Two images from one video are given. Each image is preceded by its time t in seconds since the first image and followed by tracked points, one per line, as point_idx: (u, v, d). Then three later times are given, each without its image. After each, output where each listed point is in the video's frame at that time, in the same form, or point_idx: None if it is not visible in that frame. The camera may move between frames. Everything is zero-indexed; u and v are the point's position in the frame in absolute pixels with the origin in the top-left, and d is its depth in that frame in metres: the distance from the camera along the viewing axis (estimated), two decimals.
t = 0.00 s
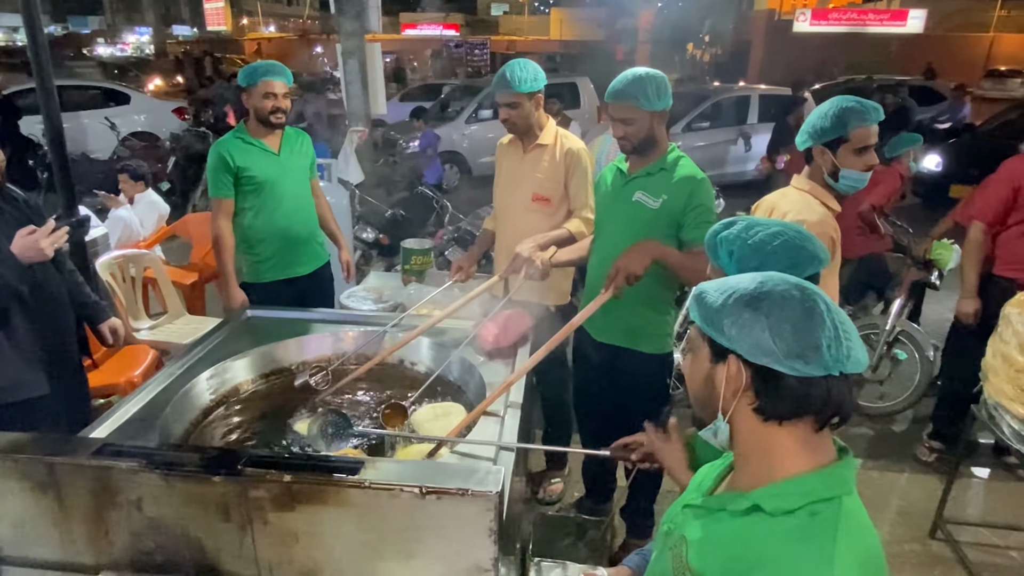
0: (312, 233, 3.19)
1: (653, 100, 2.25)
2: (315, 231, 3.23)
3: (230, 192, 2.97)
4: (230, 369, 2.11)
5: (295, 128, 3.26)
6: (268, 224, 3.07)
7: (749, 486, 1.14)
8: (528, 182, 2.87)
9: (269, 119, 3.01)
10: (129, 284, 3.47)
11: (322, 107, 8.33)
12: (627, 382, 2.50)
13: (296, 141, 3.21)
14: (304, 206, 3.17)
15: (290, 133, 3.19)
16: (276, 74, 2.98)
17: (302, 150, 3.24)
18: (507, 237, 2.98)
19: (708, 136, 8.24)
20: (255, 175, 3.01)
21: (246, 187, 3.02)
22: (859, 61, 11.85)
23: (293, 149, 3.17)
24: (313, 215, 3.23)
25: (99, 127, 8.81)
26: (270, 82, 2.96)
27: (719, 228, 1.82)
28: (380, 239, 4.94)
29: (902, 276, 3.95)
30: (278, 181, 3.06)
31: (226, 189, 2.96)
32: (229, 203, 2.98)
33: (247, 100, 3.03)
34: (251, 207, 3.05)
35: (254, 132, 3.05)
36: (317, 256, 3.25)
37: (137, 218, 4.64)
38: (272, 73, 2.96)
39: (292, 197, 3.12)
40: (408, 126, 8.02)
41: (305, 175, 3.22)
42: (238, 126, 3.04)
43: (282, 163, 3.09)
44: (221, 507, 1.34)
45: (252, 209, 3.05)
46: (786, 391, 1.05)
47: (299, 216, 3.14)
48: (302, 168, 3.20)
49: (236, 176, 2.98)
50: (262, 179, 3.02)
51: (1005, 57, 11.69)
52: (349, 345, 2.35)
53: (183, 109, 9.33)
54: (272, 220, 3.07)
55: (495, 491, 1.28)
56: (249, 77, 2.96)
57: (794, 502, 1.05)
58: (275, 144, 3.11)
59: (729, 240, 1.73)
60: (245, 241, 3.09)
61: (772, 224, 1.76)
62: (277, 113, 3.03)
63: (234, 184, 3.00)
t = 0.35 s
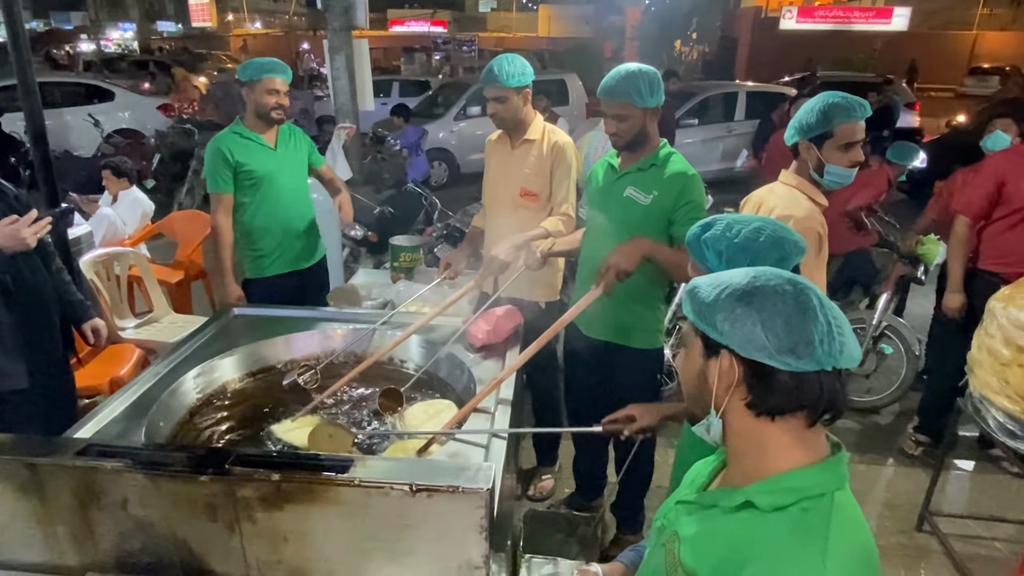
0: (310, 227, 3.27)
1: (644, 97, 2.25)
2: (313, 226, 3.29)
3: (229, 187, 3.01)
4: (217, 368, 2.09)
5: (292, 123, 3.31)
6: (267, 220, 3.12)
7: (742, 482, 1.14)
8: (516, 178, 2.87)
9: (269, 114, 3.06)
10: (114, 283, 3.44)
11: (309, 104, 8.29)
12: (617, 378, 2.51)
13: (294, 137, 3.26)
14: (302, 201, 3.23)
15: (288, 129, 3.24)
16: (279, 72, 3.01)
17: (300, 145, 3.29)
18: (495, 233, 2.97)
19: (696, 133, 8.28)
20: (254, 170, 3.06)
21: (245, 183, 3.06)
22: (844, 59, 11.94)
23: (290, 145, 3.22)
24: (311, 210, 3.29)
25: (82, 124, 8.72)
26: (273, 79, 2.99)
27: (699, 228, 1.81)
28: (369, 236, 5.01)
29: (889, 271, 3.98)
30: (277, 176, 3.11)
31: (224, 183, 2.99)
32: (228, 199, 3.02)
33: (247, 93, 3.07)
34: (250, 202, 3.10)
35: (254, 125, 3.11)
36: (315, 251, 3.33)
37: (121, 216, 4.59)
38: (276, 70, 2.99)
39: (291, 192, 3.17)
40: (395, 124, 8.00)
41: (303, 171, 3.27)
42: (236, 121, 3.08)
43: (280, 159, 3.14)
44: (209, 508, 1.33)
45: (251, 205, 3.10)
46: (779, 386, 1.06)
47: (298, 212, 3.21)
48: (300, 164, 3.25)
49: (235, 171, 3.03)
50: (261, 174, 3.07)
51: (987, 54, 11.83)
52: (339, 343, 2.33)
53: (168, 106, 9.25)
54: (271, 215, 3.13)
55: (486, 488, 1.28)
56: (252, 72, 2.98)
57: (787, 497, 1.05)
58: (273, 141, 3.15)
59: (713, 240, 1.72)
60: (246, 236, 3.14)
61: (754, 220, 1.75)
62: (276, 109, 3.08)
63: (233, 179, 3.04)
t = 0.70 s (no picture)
0: (307, 219, 3.28)
1: (638, 91, 2.25)
2: (305, 220, 3.29)
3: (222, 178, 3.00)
4: (205, 365, 2.06)
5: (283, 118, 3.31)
6: (261, 213, 3.12)
7: (737, 476, 1.14)
8: (507, 172, 2.86)
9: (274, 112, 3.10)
10: (100, 280, 3.40)
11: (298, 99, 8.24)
12: (609, 372, 2.51)
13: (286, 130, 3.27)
14: (295, 195, 3.24)
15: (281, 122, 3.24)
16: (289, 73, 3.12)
17: (291, 139, 3.29)
18: (486, 227, 2.96)
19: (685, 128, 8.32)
20: (248, 162, 3.05)
21: (239, 174, 3.05)
22: (833, 54, 11.99)
23: (282, 139, 3.22)
24: (303, 204, 3.30)
25: (67, 119, 8.62)
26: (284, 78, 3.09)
27: (700, 216, 1.81)
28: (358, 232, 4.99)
29: (878, 265, 4.01)
30: (271, 168, 3.12)
31: (217, 174, 2.99)
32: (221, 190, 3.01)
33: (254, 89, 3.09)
34: (243, 195, 3.09)
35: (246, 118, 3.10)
36: (308, 244, 3.34)
37: (106, 212, 4.54)
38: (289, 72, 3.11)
39: (284, 185, 3.18)
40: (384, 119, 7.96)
41: (294, 164, 3.28)
42: (230, 112, 3.05)
43: (273, 152, 3.14)
44: (197, 506, 1.31)
45: (245, 197, 3.09)
46: (774, 379, 1.05)
47: (292, 205, 3.21)
48: (292, 157, 3.26)
49: (229, 162, 3.01)
50: (255, 167, 3.06)
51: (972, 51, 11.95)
52: (329, 340, 2.31)
53: (154, 101, 9.17)
54: (265, 208, 3.12)
55: (478, 484, 1.27)
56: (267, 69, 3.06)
57: (783, 491, 1.04)
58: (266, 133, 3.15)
59: (712, 224, 1.73)
60: (243, 229, 3.13)
61: (756, 211, 1.76)
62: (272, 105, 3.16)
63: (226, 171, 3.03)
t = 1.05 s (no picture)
0: (302, 211, 3.27)
1: (633, 84, 2.23)
2: (300, 213, 3.29)
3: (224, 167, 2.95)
4: (197, 360, 2.05)
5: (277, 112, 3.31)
6: (260, 204, 3.09)
7: (737, 469, 1.13)
8: (502, 165, 2.85)
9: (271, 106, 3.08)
10: (91, 275, 3.38)
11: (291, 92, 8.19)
12: (604, 366, 2.51)
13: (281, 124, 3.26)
14: (291, 188, 3.23)
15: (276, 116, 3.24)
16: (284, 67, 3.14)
17: (285, 133, 3.28)
18: (481, 221, 2.95)
19: (680, 122, 8.31)
20: (249, 152, 3.02)
21: (239, 165, 3.02)
22: (828, 48, 11.99)
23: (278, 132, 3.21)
24: (299, 197, 3.29)
25: (57, 112, 8.54)
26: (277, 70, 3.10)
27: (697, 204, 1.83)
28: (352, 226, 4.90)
29: (872, 259, 4.01)
30: (271, 160, 3.10)
31: (219, 163, 2.94)
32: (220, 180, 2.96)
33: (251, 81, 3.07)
34: (242, 186, 3.06)
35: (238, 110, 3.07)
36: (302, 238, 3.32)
37: (98, 206, 4.51)
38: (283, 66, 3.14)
39: (281, 178, 3.16)
40: (378, 113, 7.92)
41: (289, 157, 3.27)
42: (230, 102, 3.02)
43: (272, 144, 3.12)
44: (188, 503, 1.30)
45: (244, 188, 3.06)
46: (775, 371, 1.05)
47: (289, 197, 3.20)
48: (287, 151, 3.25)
49: (230, 152, 2.97)
50: (256, 157, 3.04)
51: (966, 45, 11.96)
52: (322, 334, 2.30)
53: (146, 94, 9.09)
54: (264, 200, 3.10)
55: (472, 479, 1.26)
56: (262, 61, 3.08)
57: (785, 483, 1.04)
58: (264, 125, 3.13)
59: (706, 210, 1.77)
60: (240, 221, 3.09)
61: (756, 202, 1.76)
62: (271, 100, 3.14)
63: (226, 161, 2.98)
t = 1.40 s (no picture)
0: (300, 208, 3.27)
1: (631, 78, 2.22)
2: (300, 209, 3.28)
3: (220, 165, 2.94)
4: (193, 355, 2.04)
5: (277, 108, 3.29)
6: (257, 201, 3.09)
7: (737, 462, 1.13)
8: (500, 159, 2.84)
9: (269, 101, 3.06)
10: (88, 270, 3.37)
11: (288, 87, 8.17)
12: (602, 361, 2.50)
13: (280, 119, 3.24)
14: (291, 184, 3.22)
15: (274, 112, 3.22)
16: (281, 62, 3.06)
17: (286, 129, 3.26)
18: (478, 215, 2.94)
19: (678, 118, 8.30)
20: (245, 149, 3.01)
21: (235, 162, 3.01)
22: (827, 43, 11.97)
23: (277, 128, 3.20)
24: (298, 193, 3.28)
25: (53, 107, 8.52)
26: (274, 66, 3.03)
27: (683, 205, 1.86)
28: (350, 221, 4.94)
29: (870, 254, 4.00)
30: (268, 157, 3.09)
31: (214, 161, 2.93)
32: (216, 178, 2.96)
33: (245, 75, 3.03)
34: (239, 183, 3.05)
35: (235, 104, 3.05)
36: (302, 234, 3.32)
37: (94, 200, 4.49)
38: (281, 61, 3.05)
39: (279, 174, 3.15)
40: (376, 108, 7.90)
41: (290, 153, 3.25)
42: (226, 98, 3.01)
43: (270, 140, 3.11)
44: (183, 498, 1.30)
45: (241, 185, 3.06)
46: (776, 364, 1.04)
47: (287, 193, 3.19)
48: (287, 146, 3.23)
49: (225, 150, 2.97)
50: (252, 154, 3.03)
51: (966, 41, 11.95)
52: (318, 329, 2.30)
53: (143, 89, 9.06)
54: (261, 197, 3.10)
55: (468, 474, 1.26)
56: (261, 56, 2.97)
57: (786, 476, 1.03)
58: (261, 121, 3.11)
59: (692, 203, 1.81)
60: (237, 218, 3.10)
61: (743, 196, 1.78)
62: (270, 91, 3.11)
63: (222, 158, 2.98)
